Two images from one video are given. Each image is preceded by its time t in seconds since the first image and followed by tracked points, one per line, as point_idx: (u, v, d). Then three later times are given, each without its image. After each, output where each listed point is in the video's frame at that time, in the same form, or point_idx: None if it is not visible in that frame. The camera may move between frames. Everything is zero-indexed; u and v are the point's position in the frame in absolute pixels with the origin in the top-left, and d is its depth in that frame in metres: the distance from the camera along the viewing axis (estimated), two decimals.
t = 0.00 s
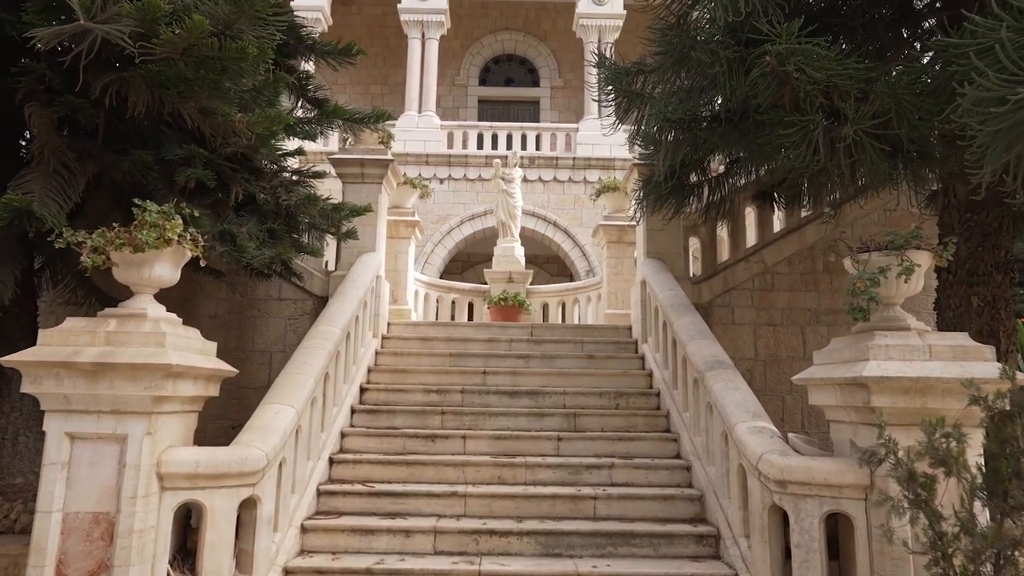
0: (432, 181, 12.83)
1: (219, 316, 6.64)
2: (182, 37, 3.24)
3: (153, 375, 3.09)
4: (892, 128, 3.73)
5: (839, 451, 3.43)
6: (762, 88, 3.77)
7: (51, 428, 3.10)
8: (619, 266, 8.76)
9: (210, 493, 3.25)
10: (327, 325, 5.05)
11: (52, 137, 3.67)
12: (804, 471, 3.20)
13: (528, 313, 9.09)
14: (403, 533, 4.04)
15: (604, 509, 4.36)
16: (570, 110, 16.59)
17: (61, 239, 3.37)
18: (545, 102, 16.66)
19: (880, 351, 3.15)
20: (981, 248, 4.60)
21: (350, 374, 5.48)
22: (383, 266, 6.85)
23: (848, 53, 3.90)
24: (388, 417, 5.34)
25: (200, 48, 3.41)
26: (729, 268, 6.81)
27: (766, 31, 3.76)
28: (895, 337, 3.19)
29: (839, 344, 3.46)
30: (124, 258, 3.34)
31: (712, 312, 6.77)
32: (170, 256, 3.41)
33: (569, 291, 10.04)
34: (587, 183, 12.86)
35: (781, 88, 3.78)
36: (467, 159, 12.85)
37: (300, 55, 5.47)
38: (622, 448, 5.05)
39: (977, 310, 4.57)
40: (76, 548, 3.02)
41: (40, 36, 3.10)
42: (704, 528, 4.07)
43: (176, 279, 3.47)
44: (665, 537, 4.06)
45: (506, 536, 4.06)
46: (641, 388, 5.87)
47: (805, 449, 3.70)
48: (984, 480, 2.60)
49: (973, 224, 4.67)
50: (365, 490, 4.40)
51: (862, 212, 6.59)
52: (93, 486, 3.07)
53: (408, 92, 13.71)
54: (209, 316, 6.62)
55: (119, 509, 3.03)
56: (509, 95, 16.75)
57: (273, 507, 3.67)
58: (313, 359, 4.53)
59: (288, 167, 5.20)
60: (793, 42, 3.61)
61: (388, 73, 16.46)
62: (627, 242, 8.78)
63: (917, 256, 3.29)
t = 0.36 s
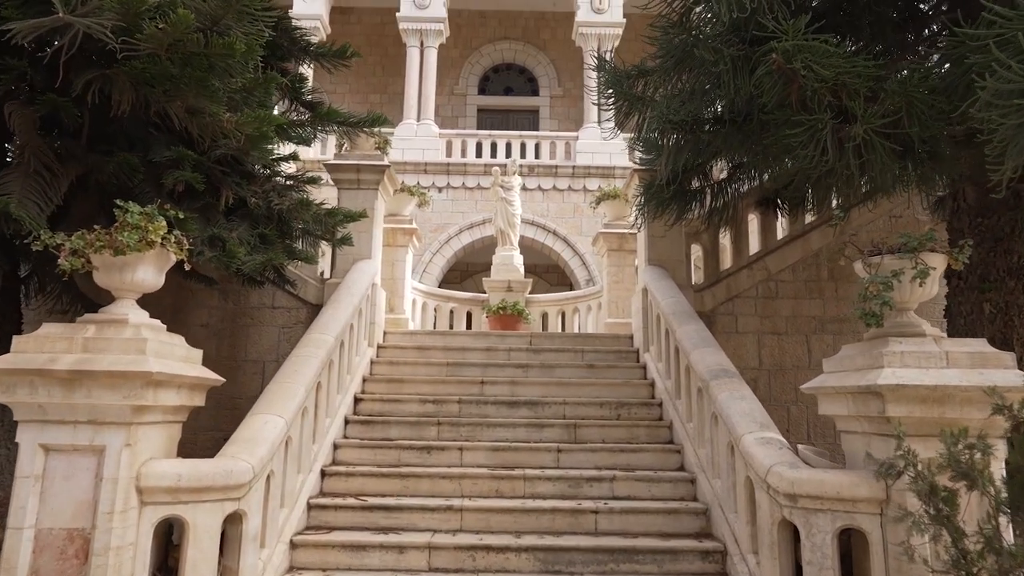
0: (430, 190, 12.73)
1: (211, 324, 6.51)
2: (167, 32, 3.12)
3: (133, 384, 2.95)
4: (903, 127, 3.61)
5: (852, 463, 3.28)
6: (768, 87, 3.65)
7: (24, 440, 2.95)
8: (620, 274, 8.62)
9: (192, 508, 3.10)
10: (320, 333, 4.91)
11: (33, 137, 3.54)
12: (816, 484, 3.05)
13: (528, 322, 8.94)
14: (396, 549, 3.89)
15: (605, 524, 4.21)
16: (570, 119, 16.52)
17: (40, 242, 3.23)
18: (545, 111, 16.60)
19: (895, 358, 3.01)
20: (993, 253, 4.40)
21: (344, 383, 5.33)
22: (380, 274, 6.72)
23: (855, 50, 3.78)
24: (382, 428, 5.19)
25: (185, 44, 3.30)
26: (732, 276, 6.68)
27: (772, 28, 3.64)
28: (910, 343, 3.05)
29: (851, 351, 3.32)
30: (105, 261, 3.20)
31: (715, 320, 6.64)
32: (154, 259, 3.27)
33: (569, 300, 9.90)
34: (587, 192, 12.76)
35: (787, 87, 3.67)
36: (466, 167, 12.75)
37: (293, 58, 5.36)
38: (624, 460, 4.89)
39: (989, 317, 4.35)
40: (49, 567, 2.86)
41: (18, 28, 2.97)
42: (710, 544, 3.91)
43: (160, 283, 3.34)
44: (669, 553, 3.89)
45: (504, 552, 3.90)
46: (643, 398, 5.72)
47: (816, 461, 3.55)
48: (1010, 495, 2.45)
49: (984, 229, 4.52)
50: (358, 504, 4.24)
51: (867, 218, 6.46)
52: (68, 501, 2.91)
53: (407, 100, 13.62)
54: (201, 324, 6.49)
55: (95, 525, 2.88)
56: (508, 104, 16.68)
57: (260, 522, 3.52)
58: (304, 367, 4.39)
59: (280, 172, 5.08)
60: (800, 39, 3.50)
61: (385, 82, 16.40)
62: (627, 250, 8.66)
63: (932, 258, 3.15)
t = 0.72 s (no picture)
0: (428, 198, 12.60)
1: (203, 333, 6.36)
2: (149, 24, 2.99)
3: (109, 394, 2.78)
4: (919, 125, 3.46)
5: (869, 477, 3.11)
6: (777, 84, 3.52)
7: None
8: (621, 282, 8.47)
9: (171, 526, 2.92)
10: (313, 341, 4.74)
11: (11, 134, 3.39)
12: (832, 500, 2.87)
13: (527, 331, 8.77)
14: (389, 568, 3.70)
15: (608, 540, 4.03)
16: (570, 128, 16.41)
17: (14, 244, 3.08)
18: (545, 120, 16.52)
19: (916, 366, 2.85)
20: (1010, 259, 4.21)
21: (338, 394, 5.16)
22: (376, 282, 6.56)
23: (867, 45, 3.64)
24: (376, 440, 5.02)
25: (169, 38, 3.16)
26: (737, 283, 6.53)
27: (781, 23, 3.51)
28: (931, 351, 2.89)
29: (867, 360, 3.16)
30: (82, 265, 3.04)
31: (720, 329, 6.48)
32: (134, 262, 3.11)
33: (569, 309, 9.74)
34: (587, 200, 12.63)
35: (797, 83, 3.54)
36: (465, 175, 12.63)
37: (287, 59, 5.23)
38: (627, 473, 4.71)
39: (1006, 325, 4.16)
40: None
41: None
42: (718, 562, 3.73)
43: (140, 287, 3.18)
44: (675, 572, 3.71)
45: (501, 571, 3.72)
46: (646, 409, 5.55)
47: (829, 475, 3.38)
48: None
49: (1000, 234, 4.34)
50: (349, 519, 4.06)
51: (875, 224, 6.32)
52: (37, 518, 2.74)
53: (405, 108, 13.51)
54: (191, 333, 6.33)
55: (66, 544, 2.70)
56: (508, 113, 16.59)
57: (245, 540, 3.34)
58: (295, 377, 4.22)
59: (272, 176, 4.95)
60: (810, 33, 3.37)
61: (384, 90, 16.33)
62: (628, 258, 8.51)
63: (952, 261, 2.99)
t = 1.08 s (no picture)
0: (427, 208, 12.48)
1: (194, 344, 6.21)
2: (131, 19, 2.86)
3: (84, 406, 2.64)
4: (934, 125, 3.33)
5: (888, 493, 2.95)
6: (785, 84, 3.39)
7: None
8: (622, 292, 8.33)
9: (151, 546, 2.75)
10: (305, 351, 4.59)
11: None
12: (850, 518, 2.72)
13: (527, 342, 8.61)
14: None
15: (611, 559, 3.86)
16: (570, 138, 16.33)
17: None
18: (544, 130, 16.44)
19: (937, 376, 2.70)
20: None
21: (332, 406, 5.00)
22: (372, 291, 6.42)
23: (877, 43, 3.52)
24: (371, 454, 4.86)
25: (153, 33, 3.03)
26: (741, 292, 6.39)
27: (789, 20, 3.39)
28: (952, 360, 2.74)
29: (883, 369, 3.01)
30: (60, 270, 2.91)
31: (724, 338, 6.33)
32: (115, 268, 2.98)
33: (569, 320, 9.59)
34: (587, 210, 12.51)
35: (807, 83, 3.41)
36: (464, 185, 12.52)
37: (281, 63, 5.12)
38: (631, 488, 4.55)
39: None
40: None
41: None
42: None
43: (122, 294, 3.04)
44: None
45: None
46: (649, 421, 5.39)
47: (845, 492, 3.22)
48: None
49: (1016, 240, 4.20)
50: (341, 537, 3.90)
51: (882, 232, 6.18)
52: (5, 538, 2.58)
53: (404, 117, 13.43)
54: (183, 343, 6.19)
55: (36, 565, 2.54)
56: (507, 123, 16.51)
57: (229, 560, 3.17)
58: (286, 388, 4.07)
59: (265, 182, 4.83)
60: (819, 30, 3.24)
61: (383, 100, 16.27)
62: (630, 267, 8.38)
63: (973, 266, 2.85)
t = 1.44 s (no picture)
0: (426, 216, 12.34)
1: (185, 352, 6.04)
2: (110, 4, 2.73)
3: (54, 414, 2.48)
4: (955, 118, 3.18)
5: (912, 507, 2.78)
6: (798, 77, 3.24)
7: None
8: (624, 300, 8.16)
9: (126, 566, 2.56)
10: (297, 358, 4.42)
11: None
12: (874, 534, 2.54)
13: (527, 351, 8.43)
14: None
15: None
16: (570, 146, 16.23)
17: None
18: (544, 138, 16.34)
19: (965, 382, 2.54)
20: None
21: (325, 416, 4.83)
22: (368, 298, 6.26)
23: (893, 34, 3.37)
24: (366, 465, 4.67)
25: (134, 20, 2.89)
26: (747, 299, 6.22)
27: (801, 10, 3.24)
28: (981, 364, 2.59)
29: (905, 375, 2.84)
30: (33, 270, 2.74)
31: (730, 346, 6.16)
32: (92, 267, 2.81)
33: (570, 329, 9.41)
34: (588, 218, 12.37)
35: (820, 76, 3.26)
36: (463, 192, 12.38)
37: (275, 63, 4.98)
38: (636, 501, 4.36)
39: None
40: None
41: None
42: None
43: (99, 296, 2.87)
44: None
45: None
46: (654, 432, 5.21)
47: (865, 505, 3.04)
48: None
49: None
50: (333, 553, 3.71)
51: (891, 237, 6.04)
52: None
53: (403, 125, 13.31)
54: (173, 351, 6.02)
55: None
56: (507, 131, 16.40)
57: None
58: (276, 396, 3.89)
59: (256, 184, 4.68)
60: (833, 19, 3.10)
61: (382, 108, 16.18)
62: (632, 275, 8.22)
63: (1001, 265, 2.69)
